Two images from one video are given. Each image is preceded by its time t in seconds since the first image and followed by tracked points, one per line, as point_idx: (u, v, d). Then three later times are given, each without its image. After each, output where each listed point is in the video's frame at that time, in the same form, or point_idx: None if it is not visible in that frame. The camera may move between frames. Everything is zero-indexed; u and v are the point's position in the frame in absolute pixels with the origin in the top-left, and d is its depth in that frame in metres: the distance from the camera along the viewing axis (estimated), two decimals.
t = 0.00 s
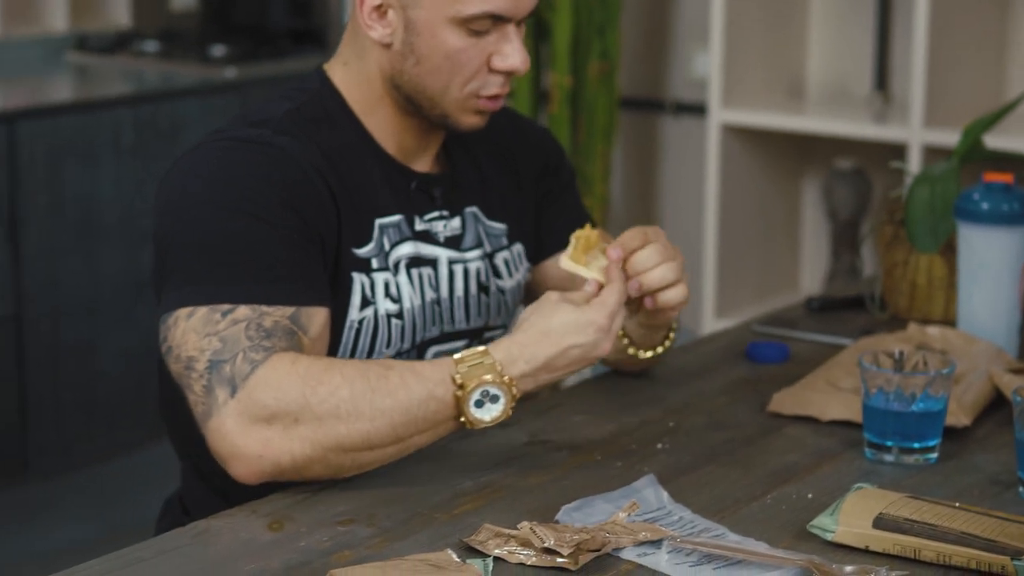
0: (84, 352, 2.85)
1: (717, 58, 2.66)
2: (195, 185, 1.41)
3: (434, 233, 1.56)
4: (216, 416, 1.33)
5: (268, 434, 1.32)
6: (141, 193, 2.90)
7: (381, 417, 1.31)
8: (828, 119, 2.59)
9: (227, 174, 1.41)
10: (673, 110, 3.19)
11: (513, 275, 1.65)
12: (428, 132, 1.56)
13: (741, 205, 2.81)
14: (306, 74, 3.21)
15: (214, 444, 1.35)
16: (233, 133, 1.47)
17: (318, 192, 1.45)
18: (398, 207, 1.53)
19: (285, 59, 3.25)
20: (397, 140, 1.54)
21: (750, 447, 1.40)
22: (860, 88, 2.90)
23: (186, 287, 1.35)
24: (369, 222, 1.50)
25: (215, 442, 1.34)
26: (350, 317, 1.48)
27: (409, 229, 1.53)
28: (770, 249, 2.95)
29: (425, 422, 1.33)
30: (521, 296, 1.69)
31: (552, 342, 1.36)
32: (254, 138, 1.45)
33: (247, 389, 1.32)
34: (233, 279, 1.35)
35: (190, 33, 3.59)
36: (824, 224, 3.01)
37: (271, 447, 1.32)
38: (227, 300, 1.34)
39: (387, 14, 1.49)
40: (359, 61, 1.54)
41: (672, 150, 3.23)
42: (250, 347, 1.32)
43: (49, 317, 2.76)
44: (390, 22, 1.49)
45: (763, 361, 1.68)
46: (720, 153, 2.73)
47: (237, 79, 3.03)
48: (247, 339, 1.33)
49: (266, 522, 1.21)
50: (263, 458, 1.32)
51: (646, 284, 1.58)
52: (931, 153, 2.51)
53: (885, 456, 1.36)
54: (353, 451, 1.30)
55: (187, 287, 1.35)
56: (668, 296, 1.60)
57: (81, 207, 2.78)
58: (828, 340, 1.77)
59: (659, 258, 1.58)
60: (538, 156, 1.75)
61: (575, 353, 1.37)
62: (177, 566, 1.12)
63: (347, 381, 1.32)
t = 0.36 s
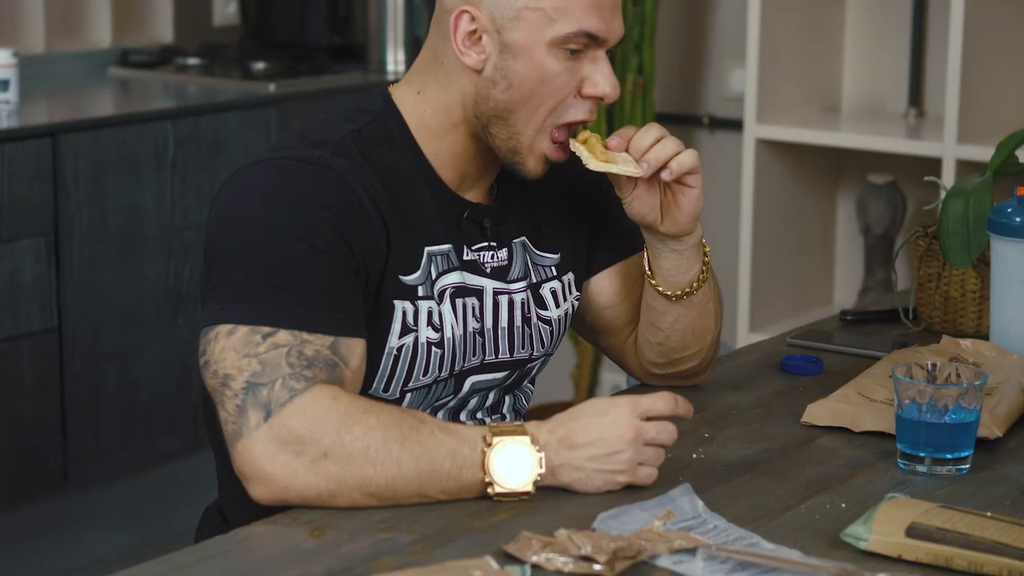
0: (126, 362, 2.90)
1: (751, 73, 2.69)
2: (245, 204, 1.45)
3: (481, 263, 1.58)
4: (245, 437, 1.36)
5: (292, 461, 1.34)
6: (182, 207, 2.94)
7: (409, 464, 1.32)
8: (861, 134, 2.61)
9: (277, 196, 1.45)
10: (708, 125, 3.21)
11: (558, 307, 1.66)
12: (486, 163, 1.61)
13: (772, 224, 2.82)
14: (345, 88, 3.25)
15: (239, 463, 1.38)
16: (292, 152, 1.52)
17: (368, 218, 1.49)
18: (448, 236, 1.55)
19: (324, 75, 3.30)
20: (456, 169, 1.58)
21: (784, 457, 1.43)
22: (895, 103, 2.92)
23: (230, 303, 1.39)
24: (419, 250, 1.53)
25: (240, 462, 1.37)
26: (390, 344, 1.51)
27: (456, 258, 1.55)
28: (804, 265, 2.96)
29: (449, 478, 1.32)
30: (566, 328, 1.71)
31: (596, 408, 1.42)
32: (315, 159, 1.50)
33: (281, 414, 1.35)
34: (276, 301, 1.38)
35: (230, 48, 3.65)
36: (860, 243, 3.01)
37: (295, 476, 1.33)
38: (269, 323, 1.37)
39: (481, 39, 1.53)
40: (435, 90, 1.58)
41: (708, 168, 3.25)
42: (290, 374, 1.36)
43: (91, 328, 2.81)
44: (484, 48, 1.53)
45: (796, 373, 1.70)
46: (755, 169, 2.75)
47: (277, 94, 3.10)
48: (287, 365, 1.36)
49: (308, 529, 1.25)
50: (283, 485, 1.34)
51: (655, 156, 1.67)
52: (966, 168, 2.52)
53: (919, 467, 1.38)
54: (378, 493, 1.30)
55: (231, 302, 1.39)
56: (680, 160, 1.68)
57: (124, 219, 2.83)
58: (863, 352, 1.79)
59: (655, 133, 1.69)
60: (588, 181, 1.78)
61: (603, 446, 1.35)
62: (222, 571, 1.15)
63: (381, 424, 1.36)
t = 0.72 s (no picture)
0: (116, 403, 2.90)
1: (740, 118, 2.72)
2: (261, 248, 1.46)
3: (491, 309, 1.59)
4: (254, 479, 1.37)
5: (301, 504, 1.35)
6: (173, 249, 2.95)
7: (416, 506, 1.34)
8: (851, 178, 2.64)
9: (292, 240, 1.46)
10: (696, 168, 3.24)
11: (563, 350, 1.69)
12: (498, 213, 1.63)
13: (761, 268, 2.86)
14: (335, 131, 3.28)
15: (247, 506, 1.38)
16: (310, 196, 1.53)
17: (381, 262, 1.50)
18: (458, 283, 1.57)
19: (314, 117, 3.33)
20: (469, 217, 1.61)
21: (775, 496, 1.44)
22: (880, 148, 2.96)
23: (243, 346, 1.39)
24: (431, 295, 1.54)
25: (247, 504, 1.38)
26: (402, 389, 1.52)
27: (467, 304, 1.57)
28: (793, 308, 2.99)
29: (454, 520, 1.34)
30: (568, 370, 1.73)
31: (596, 445, 1.47)
32: (331, 203, 1.51)
33: (292, 459, 1.36)
34: (289, 346, 1.39)
35: (221, 91, 3.68)
36: (846, 286, 3.05)
37: (302, 520, 1.34)
38: (283, 368, 1.38)
39: (503, 92, 1.55)
40: (452, 139, 1.61)
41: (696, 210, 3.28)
42: (303, 420, 1.37)
43: (81, 369, 2.81)
44: (506, 100, 1.55)
45: (786, 414, 1.72)
46: (742, 211, 2.78)
47: (268, 136, 3.12)
48: (301, 411, 1.37)
49: (304, 567, 1.26)
50: (290, 529, 1.34)
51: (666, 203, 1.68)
52: (951, 212, 2.55)
53: (908, 506, 1.40)
54: (383, 537, 1.32)
55: (243, 343, 1.40)
56: (692, 207, 1.69)
57: (115, 260, 2.84)
58: (851, 393, 1.80)
59: (669, 179, 1.70)
60: (592, 225, 1.80)
61: (605, 481, 1.40)
62: None
63: (389, 467, 1.38)
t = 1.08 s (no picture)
0: (108, 445, 2.90)
1: (730, 164, 2.74)
2: (256, 289, 1.46)
3: (482, 351, 1.60)
4: (247, 519, 1.38)
5: (294, 544, 1.37)
6: (166, 290, 2.96)
7: (409, 545, 1.38)
8: (842, 223, 2.66)
9: (286, 281, 1.47)
10: (687, 213, 3.26)
11: (554, 392, 1.70)
12: (489, 254, 1.63)
13: (752, 312, 2.87)
14: (329, 175, 3.30)
15: (239, 544, 1.40)
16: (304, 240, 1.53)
17: (374, 303, 1.51)
18: (450, 325, 1.58)
19: (308, 162, 3.35)
20: (460, 259, 1.61)
21: (766, 538, 1.45)
22: (871, 194, 2.98)
23: (238, 387, 1.40)
24: (423, 337, 1.55)
25: (240, 542, 1.39)
26: (393, 431, 1.53)
27: (458, 346, 1.58)
28: (784, 353, 3.00)
29: (445, 559, 1.39)
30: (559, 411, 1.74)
31: (587, 488, 1.48)
32: (325, 247, 1.52)
33: (285, 499, 1.37)
34: (284, 388, 1.40)
35: (214, 134, 3.70)
36: (837, 331, 3.06)
37: (296, 560, 1.37)
38: (277, 409, 1.38)
39: (486, 131, 1.56)
40: (439, 181, 1.61)
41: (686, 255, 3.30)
42: (296, 461, 1.37)
43: (73, 411, 2.81)
44: (489, 139, 1.56)
45: (777, 457, 1.73)
46: (733, 257, 2.79)
47: (261, 180, 3.14)
48: (294, 451, 1.38)
49: None
50: (284, 569, 1.37)
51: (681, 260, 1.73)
52: (941, 257, 2.57)
53: (897, 548, 1.40)
54: None
55: (237, 384, 1.40)
56: (704, 266, 1.74)
57: (108, 303, 2.84)
58: (842, 437, 1.81)
59: (681, 238, 1.75)
60: (585, 267, 1.81)
61: (595, 524, 1.42)
62: None
63: (382, 507, 1.39)
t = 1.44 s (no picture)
0: (108, 447, 2.90)
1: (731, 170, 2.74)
2: (249, 301, 1.46)
3: (471, 366, 1.60)
4: (250, 530, 1.38)
5: (298, 555, 1.37)
6: (167, 293, 2.96)
7: (411, 554, 1.38)
8: (841, 228, 2.66)
9: (280, 292, 1.47)
10: (688, 218, 3.26)
11: (546, 405, 1.70)
12: (479, 261, 1.62)
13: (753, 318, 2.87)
14: (330, 178, 3.30)
15: (241, 555, 1.40)
16: (294, 250, 1.53)
17: (367, 314, 1.51)
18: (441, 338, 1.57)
19: (309, 165, 3.36)
20: (449, 270, 1.61)
21: (763, 542, 1.45)
22: (872, 199, 2.98)
23: (236, 397, 1.40)
24: (413, 351, 1.55)
25: (243, 553, 1.39)
26: (385, 445, 1.53)
27: (448, 359, 1.58)
28: (784, 357, 3.00)
29: (449, 566, 1.40)
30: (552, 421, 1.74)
31: (585, 492, 1.49)
32: (314, 259, 1.51)
33: (287, 511, 1.37)
34: (282, 395, 1.40)
35: (216, 137, 3.70)
36: (838, 336, 3.06)
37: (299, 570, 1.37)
38: (276, 416, 1.39)
39: (453, 140, 1.56)
40: (418, 193, 1.60)
41: (687, 261, 3.30)
42: (298, 470, 1.37)
43: (74, 415, 2.81)
44: (457, 147, 1.56)
45: (775, 461, 1.73)
46: (734, 262, 2.79)
47: (262, 183, 3.14)
48: (295, 460, 1.37)
49: None
50: None
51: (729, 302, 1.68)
52: (941, 262, 2.57)
53: (895, 552, 1.40)
54: None
55: (235, 392, 1.41)
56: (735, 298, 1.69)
57: (109, 306, 2.85)
58: (841, 441, 1.81)
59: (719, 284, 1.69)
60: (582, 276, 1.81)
61: (592, 527, 1.42)
62: None
63: (384, 519, 1.38)
